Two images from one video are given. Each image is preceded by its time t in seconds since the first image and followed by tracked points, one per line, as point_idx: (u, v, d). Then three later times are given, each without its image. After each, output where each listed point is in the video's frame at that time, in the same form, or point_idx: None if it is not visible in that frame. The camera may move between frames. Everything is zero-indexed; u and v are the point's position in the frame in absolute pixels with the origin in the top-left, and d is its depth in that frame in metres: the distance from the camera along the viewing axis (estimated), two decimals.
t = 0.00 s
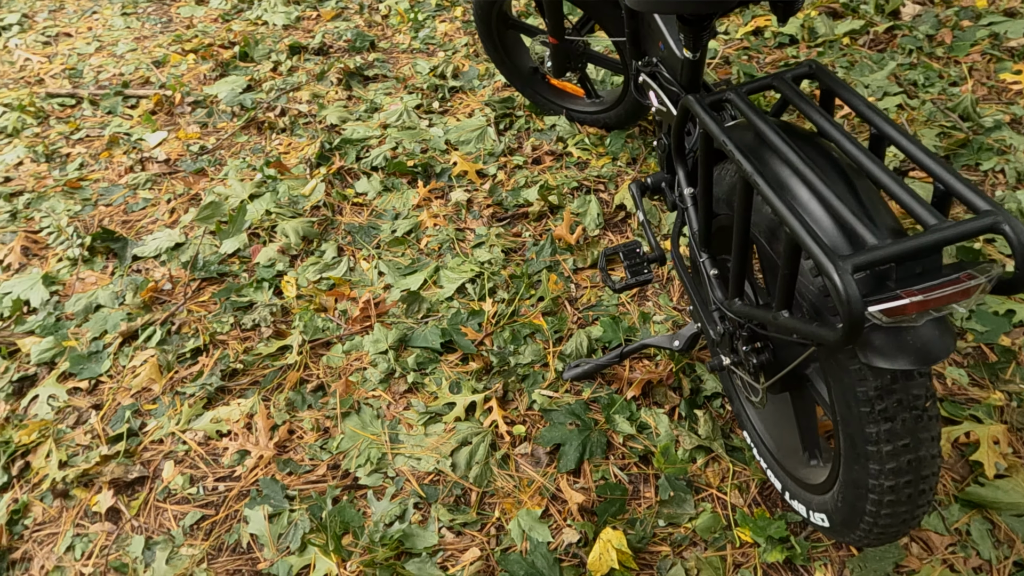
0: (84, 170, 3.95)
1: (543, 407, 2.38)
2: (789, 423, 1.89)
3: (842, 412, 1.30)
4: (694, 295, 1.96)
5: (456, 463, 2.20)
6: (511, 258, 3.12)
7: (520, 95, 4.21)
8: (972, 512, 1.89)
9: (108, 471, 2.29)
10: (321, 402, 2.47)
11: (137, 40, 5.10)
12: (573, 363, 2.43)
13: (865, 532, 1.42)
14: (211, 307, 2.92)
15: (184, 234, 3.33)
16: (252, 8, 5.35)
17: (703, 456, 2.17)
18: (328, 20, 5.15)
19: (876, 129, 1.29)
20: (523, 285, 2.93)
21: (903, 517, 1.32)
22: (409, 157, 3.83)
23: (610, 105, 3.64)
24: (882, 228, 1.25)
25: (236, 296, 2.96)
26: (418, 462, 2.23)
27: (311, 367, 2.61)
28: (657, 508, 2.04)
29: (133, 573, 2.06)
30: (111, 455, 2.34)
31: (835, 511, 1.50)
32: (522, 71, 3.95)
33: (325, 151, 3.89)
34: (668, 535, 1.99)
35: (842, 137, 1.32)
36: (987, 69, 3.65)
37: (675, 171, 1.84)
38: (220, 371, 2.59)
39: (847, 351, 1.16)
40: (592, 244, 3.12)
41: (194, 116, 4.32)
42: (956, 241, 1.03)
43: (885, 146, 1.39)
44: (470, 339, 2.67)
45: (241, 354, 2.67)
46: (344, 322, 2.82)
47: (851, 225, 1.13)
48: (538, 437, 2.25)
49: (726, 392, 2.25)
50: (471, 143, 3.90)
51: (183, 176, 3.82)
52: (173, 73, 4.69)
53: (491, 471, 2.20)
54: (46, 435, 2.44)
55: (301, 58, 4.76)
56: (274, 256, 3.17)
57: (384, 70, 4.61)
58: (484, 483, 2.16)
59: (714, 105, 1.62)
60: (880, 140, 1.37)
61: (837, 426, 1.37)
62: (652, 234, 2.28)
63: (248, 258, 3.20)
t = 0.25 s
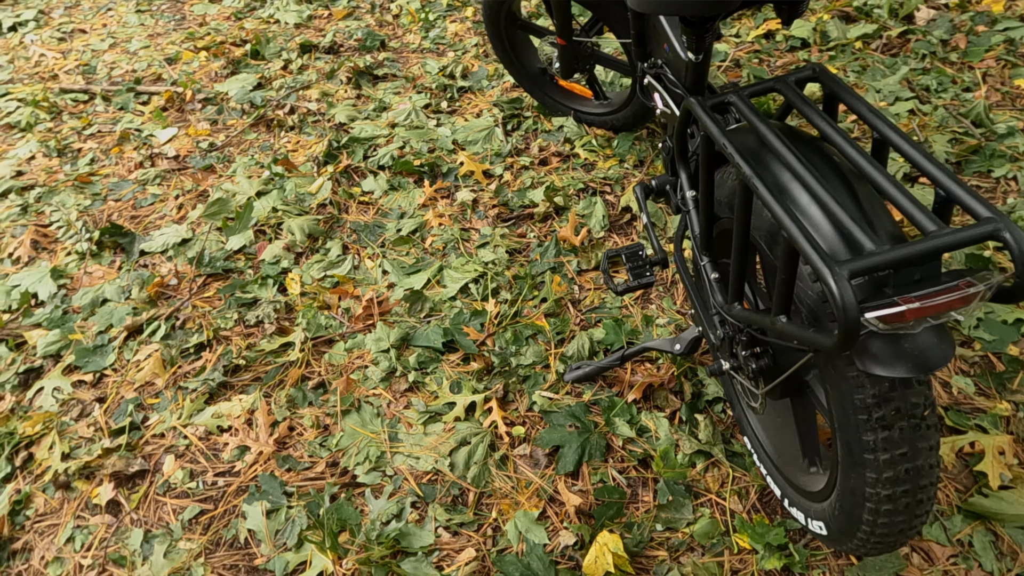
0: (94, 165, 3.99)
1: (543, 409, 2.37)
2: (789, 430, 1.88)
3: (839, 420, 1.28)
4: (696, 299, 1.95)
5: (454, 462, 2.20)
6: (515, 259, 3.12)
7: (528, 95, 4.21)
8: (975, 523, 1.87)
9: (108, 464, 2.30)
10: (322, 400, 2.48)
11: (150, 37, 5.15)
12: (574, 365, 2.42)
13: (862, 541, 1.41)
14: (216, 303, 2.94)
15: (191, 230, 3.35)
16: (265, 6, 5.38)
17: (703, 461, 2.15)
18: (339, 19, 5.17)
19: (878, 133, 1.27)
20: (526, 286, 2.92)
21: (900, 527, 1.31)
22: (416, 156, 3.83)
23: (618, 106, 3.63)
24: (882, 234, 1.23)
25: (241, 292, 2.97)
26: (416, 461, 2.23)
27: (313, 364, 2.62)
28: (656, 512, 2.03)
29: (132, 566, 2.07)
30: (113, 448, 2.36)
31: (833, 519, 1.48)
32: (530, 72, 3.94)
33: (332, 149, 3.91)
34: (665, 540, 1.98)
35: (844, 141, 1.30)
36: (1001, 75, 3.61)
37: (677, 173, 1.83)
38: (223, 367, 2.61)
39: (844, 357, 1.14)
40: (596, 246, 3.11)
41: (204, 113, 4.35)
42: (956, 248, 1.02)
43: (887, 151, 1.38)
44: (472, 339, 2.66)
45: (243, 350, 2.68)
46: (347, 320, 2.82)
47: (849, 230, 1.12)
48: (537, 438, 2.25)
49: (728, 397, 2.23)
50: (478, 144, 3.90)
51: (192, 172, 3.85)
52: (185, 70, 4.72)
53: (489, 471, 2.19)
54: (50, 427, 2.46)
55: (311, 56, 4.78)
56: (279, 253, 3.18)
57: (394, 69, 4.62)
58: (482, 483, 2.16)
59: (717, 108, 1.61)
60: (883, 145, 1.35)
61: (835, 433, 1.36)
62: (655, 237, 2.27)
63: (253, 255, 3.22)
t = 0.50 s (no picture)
0: (104, 160, 4.03)
1: (542, 410, 2.36)
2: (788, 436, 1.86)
3: (835, 426, 1.27)
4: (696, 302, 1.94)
5: (452, 462, 2.20)
6: (518, 259, 3.11)
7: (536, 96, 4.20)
8: (976, 534, 1.84)
9: (109, 457, 2.32)
10: (322, 397, 2.48)
11: (161, 34, 5.19)
12: (574, 366, 2.41)
13: (857, 549, 1.39)
14: (219, 299, 2.95)
15: (196, 226, 3.37)
16: (275, 5, 5.40)
17: (701, 465, 2.14)
18: (349, 18, 5.19)
19: (878, 138, 1.26)
20: (528, 286, 2.91)
21: (895, 536, 1.29)
22: (422, 155, 3.84)
23: (625, 108, 3.62)
24: (880, 240, 1.22)
25: (244, 289, 2.98)
26: (414, 460, 2.23)
27: (314, 361, 2.63)
28: (652, 516, 2.02)
29: (129, 559, 2.09)
30: (114, 441, 2.38)
31: (828, 527, 1.47)
32: (537, 72, 3.93)
33: (339, 148, 3.92)
34: (661, 544, 1.97)
35: (844, 145, 1.29)
36: (1014, 80, 3.56)
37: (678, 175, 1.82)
38: (225, 363, 2.62)
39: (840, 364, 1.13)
40: (599, 247, 3.10)
41: (213, 110, 4.37)
42: (953, 255, 1.00)
43: (888, 156, 1.36)
44: (473, 339, 2.66)
45: (245, 346, 2.69)
46: (349, 318, 2.83)
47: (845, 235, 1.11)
48: (535, 440, 2.24)
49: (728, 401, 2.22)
50: (484, 144, 3.90)
51: (199, 169, 3.87)
52: (195, 67, 4.76)
53: (487, 471, 2.19)
54: (53, 420, 2.49)
55: (320, 55, 4.80)
56: (283, 250, 3.20)
57: (402, 68, 4.62)
58: (479, 484, 2.16)
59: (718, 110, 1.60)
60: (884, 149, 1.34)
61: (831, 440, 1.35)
62: (657, 239, 2.26)
63: (258, 252, 3.23)
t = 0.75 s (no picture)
0: (114, 156, 4.06)
1: (541, 412, 2.36)
2: (786, 443, 1.85)
3: (830, 433, 1.26)
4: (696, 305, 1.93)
5: (449, 462, 2.20)
6: (522, 260, 3.11)
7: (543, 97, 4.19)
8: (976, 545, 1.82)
9: (110, 450, 2.34)
10: (322, 395, 2.49)
11: (174, 32, 5.23)
12: (574, 368, 2.40)
13: (851, 559, 1.38)
14: (223, 295, 2.97)
15: (203, 222, 3.40)
16: (287, 3, 5.43)
17: (699, 470, 2.13)
18: (360, 17, 5.20)
19: (877, 143, 1.25)
20: (531, 287, 2.91)
21: (891, 546, 1.28)
22: (429, 155, 3.84)
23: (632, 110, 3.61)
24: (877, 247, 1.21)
25: (248, 285, 3.00)
26: (411, 459, 2.23)
27: (315, 359, 2.64)
28: (648, 520, 2.01)
29: (127, 551, 2.10)
30: (116, 434, 2.40)
31: (824, 534, 1.45)
32: (545, 73, 3.92)
33: (346, 146, 3.93)
34: (657, 548, 1.96)
35: (844, 150, 1.28)
36: None
37: (679, 178, 1.82)
38: (227, 359, 2.64)
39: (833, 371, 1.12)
40: (603, 249, 3.09)
41: (223, 107, 4.40)
42: (949, 262, 0.99)
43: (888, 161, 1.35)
44: (474, 339, 2.66)
45: (247, 342, 2.71)
46: (351, 316, 2.84)
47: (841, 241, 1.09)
48: (534, 441, 2.24)
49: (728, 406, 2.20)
50: (491, 144, 3.90)
51: (207, 165, 3.90)
52: (207, 65, 4.79)
53: (484, 472, 2.19)
54: (57, 412, 2.51)
55: (330, 53, 4.82)
56: (288, 247, 3.21)
57: (411, 68, 4.63)
58: (475, 484, 2.16)
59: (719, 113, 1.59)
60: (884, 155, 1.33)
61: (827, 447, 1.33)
62: (659, 241, 2.24)
63: (263, 249, 3.25)
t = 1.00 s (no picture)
0: (124, 152, 4.10)
1: (539, 413, 2.36)
2: (784, 449, 1.84)
3: (823, 441, 1.25)
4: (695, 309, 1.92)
5: (446, 462, 2.21)
6: (525, 261, 3.11)
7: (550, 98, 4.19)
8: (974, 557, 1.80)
9: (111, 444, 2.37)
10: (322, 393, 2.51)
11: (187, 29, 5.27)
12: (574, 371, 2.39)
13: (843, 568, 1.37)
14: (227, 291, 2.99)
15: (209, 219, 3.42)
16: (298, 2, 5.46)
17: (696, 475, 2.12)
18: (370, 16, 5.22)
19: (875, 149, 1.24)
20: (533, 289, 2.91)
21: (882, 556, 1.27)
22: (434, 155, 3.85)
23: (638, 113, 3.61)
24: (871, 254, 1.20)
25: (252, 282, 3.02)
26: (409, 458, 2.24)
27: (316, 356, 2.65)
28: (644, 524, 2.01)
29: (125, 544, 2.13)
30: (117, 428, 2.43)
31: (817, 543, 1.44)
32: (552, 75, 3.92)
33: (353, 145, 3.95)
34: (652, 552, 1.96)
35: (842, 156, 1.27)
36: None
37: (679, 182, 1.81)
38: (229, 355, 2.65)
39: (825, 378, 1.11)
40: (606, 252, 3.08)
41: (232, 105, 4.43)
42: (942, 271, 0.98)
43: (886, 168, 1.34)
44: (474, 339, 2.66)
45: (249, 339, 2.72)
46: (353, 314, 2.85)
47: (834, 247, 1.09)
48: (531, 443, 2.24)
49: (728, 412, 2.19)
50: (497, 145, 3.90)
51: (215, 162, 3.93)
52: (218, 63, 4.83)
53: (481, 472, 2.19)
54: (60, 405, 2.54)
55: (340, 53, 4.84)
56: (292, 245, 3.23)
57: (420, 68, 4.64)
58: (472, 484, 2.16)
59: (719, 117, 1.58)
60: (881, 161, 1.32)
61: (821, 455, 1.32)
62: (660, 245, 2.23)
63: (268, 246, 3.27)
